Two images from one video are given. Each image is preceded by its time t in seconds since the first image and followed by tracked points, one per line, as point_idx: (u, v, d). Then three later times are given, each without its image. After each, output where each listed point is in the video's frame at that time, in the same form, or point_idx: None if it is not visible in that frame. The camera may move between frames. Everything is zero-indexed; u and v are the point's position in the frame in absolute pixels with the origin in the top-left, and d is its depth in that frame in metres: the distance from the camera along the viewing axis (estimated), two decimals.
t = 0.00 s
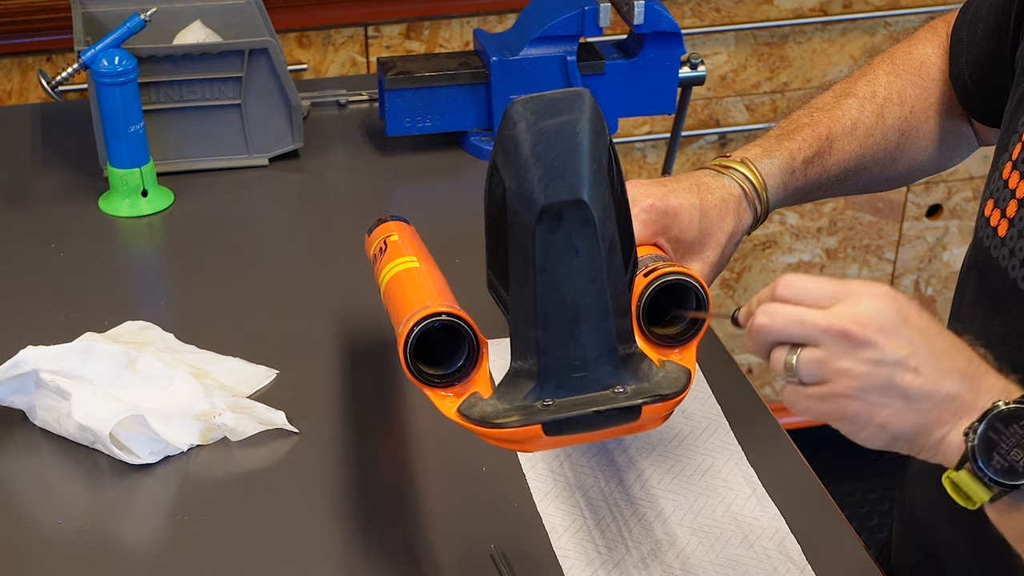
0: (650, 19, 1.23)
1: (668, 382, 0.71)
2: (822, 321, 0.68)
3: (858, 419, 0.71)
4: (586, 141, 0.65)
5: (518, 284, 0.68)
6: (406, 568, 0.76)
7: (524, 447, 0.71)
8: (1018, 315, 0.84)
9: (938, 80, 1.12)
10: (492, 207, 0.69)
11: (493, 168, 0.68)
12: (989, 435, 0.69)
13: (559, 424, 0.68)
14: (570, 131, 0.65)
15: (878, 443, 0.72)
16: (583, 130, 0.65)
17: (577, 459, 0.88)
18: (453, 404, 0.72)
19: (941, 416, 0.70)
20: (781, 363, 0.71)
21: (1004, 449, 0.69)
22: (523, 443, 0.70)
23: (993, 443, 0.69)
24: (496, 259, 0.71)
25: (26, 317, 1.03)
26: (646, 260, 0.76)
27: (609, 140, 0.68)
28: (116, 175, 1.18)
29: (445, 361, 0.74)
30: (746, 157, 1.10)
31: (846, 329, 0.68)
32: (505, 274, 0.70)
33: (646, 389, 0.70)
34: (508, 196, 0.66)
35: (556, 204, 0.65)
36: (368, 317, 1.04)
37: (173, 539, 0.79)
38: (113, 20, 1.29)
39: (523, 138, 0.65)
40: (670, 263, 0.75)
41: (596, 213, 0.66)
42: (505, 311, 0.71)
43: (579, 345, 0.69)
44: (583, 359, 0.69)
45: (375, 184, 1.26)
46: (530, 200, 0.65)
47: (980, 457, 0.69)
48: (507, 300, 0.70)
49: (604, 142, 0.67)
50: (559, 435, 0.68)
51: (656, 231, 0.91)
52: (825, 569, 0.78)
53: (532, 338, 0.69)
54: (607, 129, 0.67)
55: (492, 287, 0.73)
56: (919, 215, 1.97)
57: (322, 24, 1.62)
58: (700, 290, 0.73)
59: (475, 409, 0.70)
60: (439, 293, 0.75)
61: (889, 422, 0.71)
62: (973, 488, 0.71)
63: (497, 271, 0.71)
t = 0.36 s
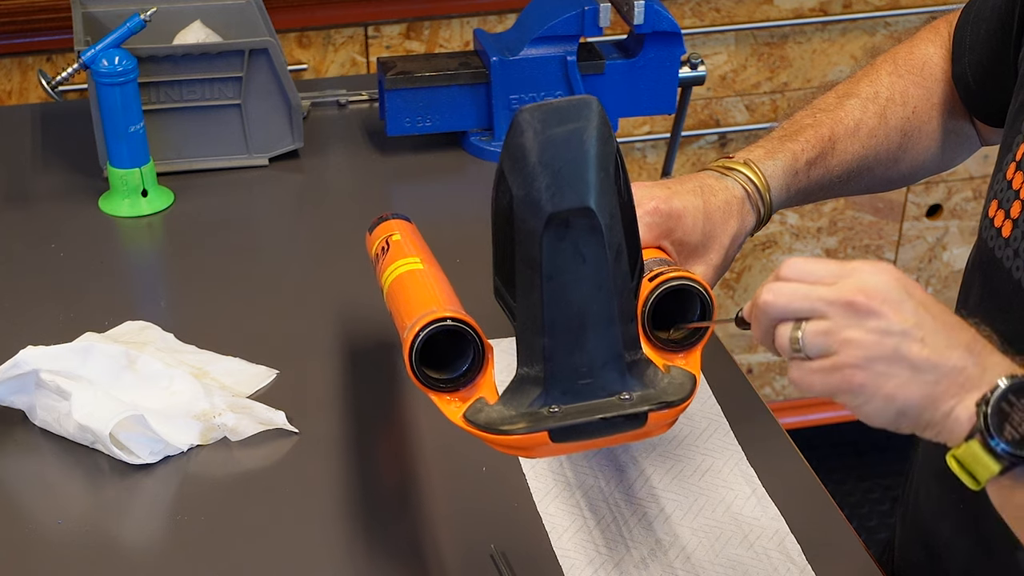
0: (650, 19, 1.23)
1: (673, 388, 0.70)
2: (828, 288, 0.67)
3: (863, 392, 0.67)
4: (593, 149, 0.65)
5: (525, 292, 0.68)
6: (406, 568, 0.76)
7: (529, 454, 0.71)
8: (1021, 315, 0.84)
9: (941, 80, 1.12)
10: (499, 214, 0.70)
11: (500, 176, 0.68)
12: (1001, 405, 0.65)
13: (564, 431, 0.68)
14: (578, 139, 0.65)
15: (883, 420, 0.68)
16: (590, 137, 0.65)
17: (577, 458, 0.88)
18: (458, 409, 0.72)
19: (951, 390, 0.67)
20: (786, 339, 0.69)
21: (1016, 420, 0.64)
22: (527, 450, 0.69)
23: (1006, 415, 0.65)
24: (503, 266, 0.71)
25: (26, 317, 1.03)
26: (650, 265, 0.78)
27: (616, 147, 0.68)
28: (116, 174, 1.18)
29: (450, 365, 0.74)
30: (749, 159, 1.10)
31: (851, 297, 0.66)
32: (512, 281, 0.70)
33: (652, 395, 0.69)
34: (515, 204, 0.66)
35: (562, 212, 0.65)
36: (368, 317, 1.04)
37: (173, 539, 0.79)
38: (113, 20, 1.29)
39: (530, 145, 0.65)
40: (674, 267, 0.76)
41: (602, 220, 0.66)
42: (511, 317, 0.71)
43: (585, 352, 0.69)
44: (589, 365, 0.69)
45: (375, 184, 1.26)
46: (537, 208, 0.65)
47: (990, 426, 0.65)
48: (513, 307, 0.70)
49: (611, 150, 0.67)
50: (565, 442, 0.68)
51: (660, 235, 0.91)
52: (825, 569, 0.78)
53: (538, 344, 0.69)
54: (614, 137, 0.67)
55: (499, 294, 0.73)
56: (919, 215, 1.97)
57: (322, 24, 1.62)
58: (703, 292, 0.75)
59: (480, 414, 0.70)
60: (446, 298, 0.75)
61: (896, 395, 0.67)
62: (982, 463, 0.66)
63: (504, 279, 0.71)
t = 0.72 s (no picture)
0: (650, 19, 1.23)
1: (682, 397, 0.70)
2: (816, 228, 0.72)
3: (861, 317, 0.69)
4: (605, 160, 0.65)
5: (536, 302, 0.68)
6: (407, 568, 0.76)
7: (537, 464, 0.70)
8: None
9: (941, 80, 1.12)
10: (511, 225, 0.69)
11: (513, 186, 0.68)
12: (1007, 330, 0.64)
13: (575, 441, 0.67)
14: (590, 150, 0.64)
15: (881, 344, 0.69)
16: (602, 149, 0.65)
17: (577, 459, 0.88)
18: (466, 417, 0.72)
19: (944, 311, 0.68)
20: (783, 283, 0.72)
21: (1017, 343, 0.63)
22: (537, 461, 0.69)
23: (1011, 336, 0.64)
24: (515, 276, 0.71)
25: (26, 317, 1.03)
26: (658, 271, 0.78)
27: (628, 159, 0.68)
28: (116, 174, 1.18)
29: (457, 372, 0.74)
30: (751, 160, 1.10)
31: (839, 234, 0.71)
32: (523, 291, 0.70)
33: (660, 405, 0.69)
34: (527, 215, 0.66)
35: (574, 223, 0.65)
36: (368, 317, 1.04)
37: (173, 539, 0.79)
38: (113, 20, 1.29)
39: (543, 157, 0.65)
40: (681, 274, 0.76)
41: (614, 231, 0.66)
42: (520, 327, 0.71)
43: (595, 363, 0.68)
44: (598, 376, 0.68)
45: (375, 184, 1.26)
46: (549, 220, 0.65)
47: (996, 345, 0.64)
48: (524, 318, 0.70)
49: (623, 160, 0.66)
50: (575, 452, 0.67)
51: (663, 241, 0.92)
52: (825, 569, 0.78)
53: (549, 355, 0.68)
54: (626, 148, 0.67)
55: (508, 304, 0.73)
56: (919, 215, 1.97)
57: (322, 24, 1.62)
58: (710, 300, 0.75)
59: (489, 423, 0.70)
60: (451, 304, 0.75)
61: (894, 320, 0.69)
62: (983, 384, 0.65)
63: (514, 289, 0.71)
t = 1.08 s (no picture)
0: (650, 19, 1.23)
1: (678, 377, 0.70)
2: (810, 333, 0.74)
3: (855, 459, 0.76)
4: (600, 134, 0.65)
5: (531, 278, 0.68)
6: (408, 569, 0.77)
7: (531, 441, 0.71)
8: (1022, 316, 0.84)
9: (944, 78, 1.12)
10: (506, 202, 0.69)
11: (508, 159, 0.68)
12: (982, 451, 0.74)
13: (569, 418, 0.68)
14: (585, 124, 0.65)
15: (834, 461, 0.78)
16: (597, 121, 0.65)
17: (577, 459, 0.88)
18: (462, 396, 0.72)
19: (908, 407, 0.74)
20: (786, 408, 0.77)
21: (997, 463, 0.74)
22: (531, 437, 0.69)
23: (986, 459, 0.74)
24: (508, 252, 0.71)
25: (26, 317, 1.03)
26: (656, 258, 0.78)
27: (622, 133, 0.68)
28: (116, 175, 1.19)
29: (453, 351, 0.74)
30: (754, 154, 1.09)
31: (824, 367, 0.73)
32: (518, 268, 0.70)
33: (656, 384, 0.69)
34: (522, 190, 0.66)
35: (569, 196, 0.65)
36: (367, 318, 1.04)
37: (173, 539, 0.79)
38: (113, 20, 1.29)
39: (538, 130, 0.65)
40: (679, 260, 0.77)
41: (609, 206, 0.66)
42: (515, 303, 0.71)
43: (590, 339, 0.68)
44: (594, 352, 0.68)
45: (375, 184, 1.26)
46: (544, 193, 0.65)
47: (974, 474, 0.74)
48: (519, 294, 0.70)
49: (618, 134, 0.66)
50: (570, 428, 0.68)
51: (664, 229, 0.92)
52: (825, 570, 0.78)
53: (544, 331, 0.68)
54: (621, 123, 0.67)
55: (502, 279, 0.74)
56: (919, 215, 1.97)
57: (322, 24, 1.62)
58: (708, 285, 0.76)
59: (484, 401, 0.70)
60: (448, 284, 0.75)
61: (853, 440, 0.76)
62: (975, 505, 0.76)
63: (510, 266, 0.71)
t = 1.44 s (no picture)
0: (650, 19, 1.23)
1: (680, 371, 0.71)
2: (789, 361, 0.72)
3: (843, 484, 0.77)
4: (597, 130, 0.65)
5: (530, 276, 0.68)
6: (408, 568, 0.77)
7: (535, 439, 0.71)
8: (1021, 318, 0.84)
9: (938, 76, 1.12)
10: (503, 199, 0.70)
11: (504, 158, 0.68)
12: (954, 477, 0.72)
13: (573, 414, 0.68)
14: (582, 120, 0.65)
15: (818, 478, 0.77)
16: (594, 117, 0.65)
17: (577, 459, 0.88)
18: (463, 399, 0.72)
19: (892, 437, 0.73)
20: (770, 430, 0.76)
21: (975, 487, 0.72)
22: (534, 435, 0.69)
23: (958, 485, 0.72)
24: (508, 250, 0.71)
25: (26, 317, 1.03)
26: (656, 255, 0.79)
27: (620, 130, 0.68)
28: (116, 174, 1.19)
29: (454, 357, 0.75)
30: (747, 154, 1.10)
31: (804, 400, 0.72)
32: (518, 266, 0.70)
33: (659, 377, 0.70)
34: (519, 186, 0.66)
35: (567, 192, 0.65)
36: (368, 318, 1.04)
37: (173, 539, 0.79)
38: (113, 20, 1.29)
39: (534, 127, 0.65)
40: (678, 257, 0.77)
41: (607, 201, 0.66)
42: (515, 302, 0.72)
43: (591, 336, 0.68)
44: (595, 350, 0.68)
45: (375, 184, 1.26)
46: (542, 190, 0.65)
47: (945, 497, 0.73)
48: (518, 293, 0.71)
49: (615, 131, 0.67)
50: (573, 425, 0.68)
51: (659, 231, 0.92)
52: (825, 570, 0.78)
53: (544, 329, 0.68)
54: (618, 118, 0.67)
55: (502, 279, 0.74)
56: (919, 215, 1.97)
57: (322, 24, 1.62)
58: (708, 280, 0.76)
59: (486, 403, 0.70)
60: (449, 290, 0.76)
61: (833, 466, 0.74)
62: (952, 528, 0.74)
63: (508, 264, 0.72)
